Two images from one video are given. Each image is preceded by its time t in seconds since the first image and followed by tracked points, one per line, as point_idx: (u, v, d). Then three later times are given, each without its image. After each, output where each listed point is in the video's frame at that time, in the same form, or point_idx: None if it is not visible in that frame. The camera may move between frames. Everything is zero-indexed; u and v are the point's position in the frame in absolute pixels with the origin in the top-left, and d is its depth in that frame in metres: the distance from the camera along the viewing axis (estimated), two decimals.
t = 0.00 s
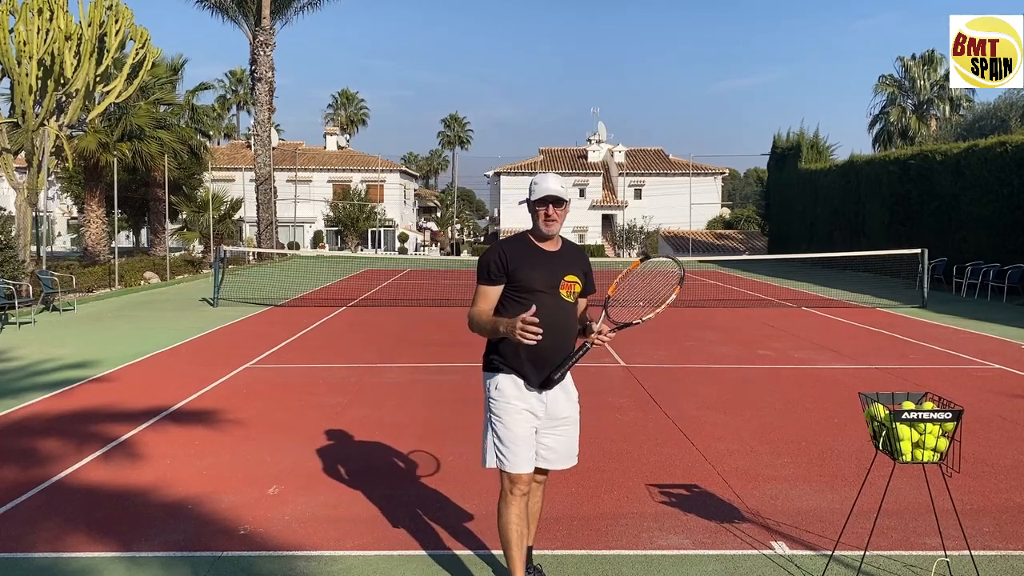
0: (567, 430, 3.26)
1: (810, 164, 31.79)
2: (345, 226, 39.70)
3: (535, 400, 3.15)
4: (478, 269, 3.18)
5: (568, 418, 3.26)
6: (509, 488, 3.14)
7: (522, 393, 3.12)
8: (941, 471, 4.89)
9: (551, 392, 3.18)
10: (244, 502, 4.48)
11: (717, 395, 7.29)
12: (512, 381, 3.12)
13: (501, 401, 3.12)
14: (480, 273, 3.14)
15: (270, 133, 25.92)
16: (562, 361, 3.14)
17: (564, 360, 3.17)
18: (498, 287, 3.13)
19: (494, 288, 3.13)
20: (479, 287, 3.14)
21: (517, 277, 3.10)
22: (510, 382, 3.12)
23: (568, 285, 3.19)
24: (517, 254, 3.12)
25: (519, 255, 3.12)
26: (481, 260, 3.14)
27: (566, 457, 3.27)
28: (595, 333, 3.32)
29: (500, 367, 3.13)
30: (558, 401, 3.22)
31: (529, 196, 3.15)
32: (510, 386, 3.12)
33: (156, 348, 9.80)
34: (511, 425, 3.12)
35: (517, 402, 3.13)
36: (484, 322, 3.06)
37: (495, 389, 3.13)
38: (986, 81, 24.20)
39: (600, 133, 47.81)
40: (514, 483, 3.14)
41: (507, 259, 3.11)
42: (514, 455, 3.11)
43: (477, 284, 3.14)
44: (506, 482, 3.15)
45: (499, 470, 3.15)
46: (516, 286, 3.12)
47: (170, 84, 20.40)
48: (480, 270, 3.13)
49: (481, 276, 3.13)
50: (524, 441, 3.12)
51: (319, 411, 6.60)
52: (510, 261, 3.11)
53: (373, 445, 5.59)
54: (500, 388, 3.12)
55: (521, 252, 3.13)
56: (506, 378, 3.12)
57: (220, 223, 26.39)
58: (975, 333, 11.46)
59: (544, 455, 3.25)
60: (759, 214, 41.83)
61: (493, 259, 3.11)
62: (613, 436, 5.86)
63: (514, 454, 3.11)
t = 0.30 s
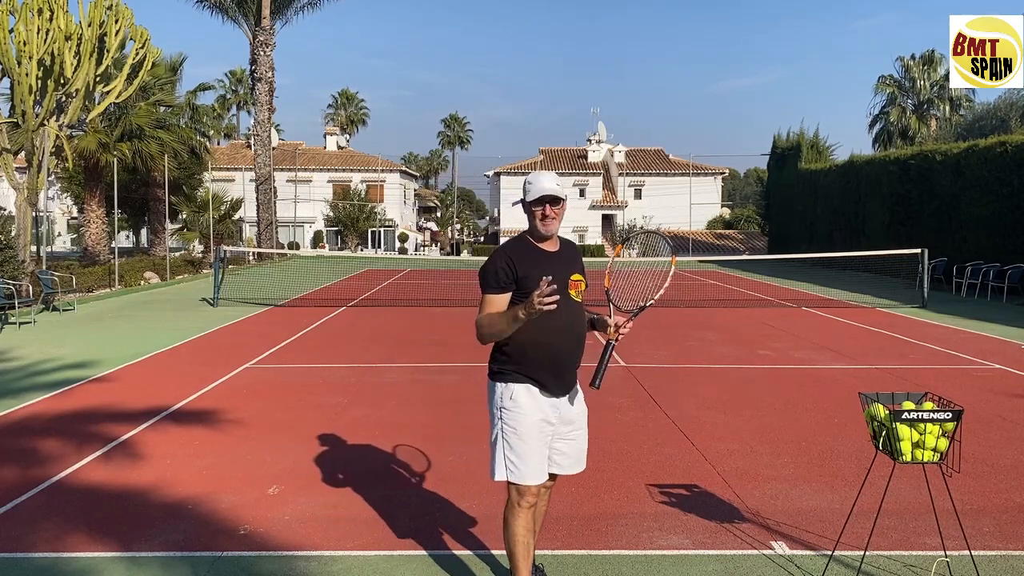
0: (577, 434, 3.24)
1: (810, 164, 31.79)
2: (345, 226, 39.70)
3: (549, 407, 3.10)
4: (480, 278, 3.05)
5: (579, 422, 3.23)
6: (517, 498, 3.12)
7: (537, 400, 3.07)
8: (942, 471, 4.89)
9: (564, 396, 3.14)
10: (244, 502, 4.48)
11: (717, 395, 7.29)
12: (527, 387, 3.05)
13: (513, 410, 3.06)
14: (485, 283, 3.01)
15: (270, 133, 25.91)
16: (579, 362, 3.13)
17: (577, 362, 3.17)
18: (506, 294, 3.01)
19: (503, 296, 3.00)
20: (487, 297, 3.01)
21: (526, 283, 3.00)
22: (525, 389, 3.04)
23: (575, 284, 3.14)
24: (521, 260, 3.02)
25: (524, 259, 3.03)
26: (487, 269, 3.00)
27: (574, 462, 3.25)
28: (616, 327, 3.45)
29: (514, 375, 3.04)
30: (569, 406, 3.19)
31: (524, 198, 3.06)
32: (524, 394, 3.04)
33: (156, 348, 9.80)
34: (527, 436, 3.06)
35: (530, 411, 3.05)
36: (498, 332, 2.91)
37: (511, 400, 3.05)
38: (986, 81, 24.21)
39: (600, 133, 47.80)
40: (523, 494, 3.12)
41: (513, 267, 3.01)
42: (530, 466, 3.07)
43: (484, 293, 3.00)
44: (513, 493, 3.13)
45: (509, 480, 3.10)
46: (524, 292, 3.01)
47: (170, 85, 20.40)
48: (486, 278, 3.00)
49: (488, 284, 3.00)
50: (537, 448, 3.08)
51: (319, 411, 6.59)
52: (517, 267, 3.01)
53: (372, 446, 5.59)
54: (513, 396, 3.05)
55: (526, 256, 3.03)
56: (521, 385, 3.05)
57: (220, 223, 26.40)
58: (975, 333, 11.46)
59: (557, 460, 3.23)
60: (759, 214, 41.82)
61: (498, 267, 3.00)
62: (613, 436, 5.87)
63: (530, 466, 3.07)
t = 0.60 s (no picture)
0: (586, 439, 3.22)
1: (810, 164, 31.79)
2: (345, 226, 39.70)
3: (554, 411, 3.08)
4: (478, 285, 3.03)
5: (588, 427, 3.21)
6: (516, 505, 3.12)
7: (541, 405, 3.06)
8: (941, 471, 4.89)
9: (570, 401, 3.13)
10: (244, 502, 4.48)
11: (716, 395, 7.29)
12: (530, 393, 3.05)
13: (518, 415, 3.04)
14: (484, 290, 2.99)
15: (270, 133, 25.90)
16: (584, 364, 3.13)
17: (581, 365, 3.16)
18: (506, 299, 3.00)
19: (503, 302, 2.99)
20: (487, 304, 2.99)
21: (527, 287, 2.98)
22: (529, 394, 3.04)
23: (575, 284, 3.14)
24: (518, 263, 2.99)
25: (522, 262, 3.00)
26: (486, 274, 2.98)
27: (583, 468, 3.22)
28: (610, 325, 3.42)
29: (516, 380, 3.04)
30: (576, 412, 3.17)
31: (519, 200, 3.03)
32: (528, 399, 3.04)
33: (156, 348, 9.80)
34: (531, 442, 3.05)
35: (534, 416, 3.04)
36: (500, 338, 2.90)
37: (515, 406, 3.04)
38: (986, 81, 24.21)
39: (600, 133, 47.81)
40: (523, 500, 3.11)
41: (512, 270, 2.98)
42: (535, 473, 3.05)
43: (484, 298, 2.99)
44: (513, 500, 3.13)
45: (513, 487, 3.06)
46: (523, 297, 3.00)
47: (170, 85, 20.39)
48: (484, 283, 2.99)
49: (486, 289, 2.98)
50: (542, 453, 3.06)
51: (319, 411, 6.60)
52: (515, 271, 2.98)
53: (372, 446, 5.59)
54: (517, 401, 3.04)
55: (524, 258, 3.01)
56: (525, 391, 3.04)
57: (220, 223, 26.39)
58: (975, 333, 11.46)
59: (568, 465, 3.20)
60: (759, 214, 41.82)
61: (496, 272, 2.98)
62: (613, 436, 5.87)
63: (534, 472, 3.06)
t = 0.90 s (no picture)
0: (591, 446, 3.19)
1: (810, 164, 31.79)
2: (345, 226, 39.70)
3: (554, 418, 3.06)
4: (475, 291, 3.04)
5: (593, 434, 3.17)
6: (516, 509, 3.12)
7: (539, 411, 3.04)
8: (941, 471, 4.89)
9: (571, 407, 3.10)
10: (244, 502, 4.48)
11: (717, 395, 7.29)
12: (528, 400, 3.03)
13: (516, 422, 3.03)
14: (480, 297, 2.99)
15: (270, 133, 25.89)
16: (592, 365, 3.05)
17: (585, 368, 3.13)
18: (503, 306, 3.00)
19: (500, 309, 2.99)
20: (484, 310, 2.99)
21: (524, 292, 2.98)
22: (527, 401, 3.03)
23: (576, 288, 3.13)
24: (516, 269, 3.00)
25: (520, 268, 3.00)
26: (481, 281, 2.98)
27: (589, 474, 3.20)
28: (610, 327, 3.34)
29: (514, 386, 3.03)
30: (580, 418, 3.13)
31: (520, 204, 3.01)
32: (525, 405, 3.03)
33: (156, 348, 9.81)
34: (529, 448, 3.04)
35: (532, 422, 3.03)
36: (498, 347, 2.91)
37: (513, 411, 3.04)
38: (986, 81, 24.21)
39: (600, 133, 47.80)
40: (523, 504, 3.10)
41: (508, 275, 2.98)
42: (532, 478, 3.04)
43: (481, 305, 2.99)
44: (512, 503, 3.13)
45: (511, 493, 3.06)
46: (522, 303, 3.00)
47: (170, 85, 20.38)
48: (481, 290, 2.99)
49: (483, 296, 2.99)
50: (541, 460, 3.05)
51: (319, 411, 6.59)
52: (513, 277, 2.99)
53: (371, 446, 5.59)
54: (515, 407, 3.03)
55: (520, 264, 3.01)
56: (523, 396, 3.03)
57: (220, 223, 26.38)
58: (975, 333, 11.45)
59: (573, 472, 3.19)
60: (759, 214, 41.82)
61: (493, 278, 2.98)
62: (612, 437, 5.86)
63: (533, 478, 3.04)
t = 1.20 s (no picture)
0: (602, 454, 3.09)
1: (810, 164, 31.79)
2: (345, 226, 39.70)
3: (555, 420, 3.03)
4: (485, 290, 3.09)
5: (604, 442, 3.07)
6: (520, 509, 3.13)
7: (539, 413, 3.03)
8: (941, 471, 4.90)
9: (576, 412, 3.03)
10: (244, 502, 4.48)
11: (717, 395, 7.29)
12: (528, 400, 3.03)
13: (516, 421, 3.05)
14: (488, 296, 3.03)
15: (270, 133, 25.89)
16: (592, 373, 2.99)
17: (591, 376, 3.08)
18: (509, 307, 3.02)
19: (506, 308, 3.02)
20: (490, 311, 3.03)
21: (530, 294, 3.00)
22: (526, 401, 3.03)
23: (586, 293, 3.07)
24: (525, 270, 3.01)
25: (530, 269, 3.01)
26: (489, 277, 3.03)
27: (600, 484, 3.10)
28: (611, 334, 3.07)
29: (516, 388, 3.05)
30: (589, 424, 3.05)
31: (534, 203, 3.00)
32: (524, 406, 3.03)
33: (156, 348, 9.81)
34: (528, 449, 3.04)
35: (531, 423, 3.03)
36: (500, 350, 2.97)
37: (513, 411, 3.06)
38: (986, 81, 24.21)
39: (600, 133, 47.79)
40: (525, 505, 3.11)
41: (514, 274, 3.01)
42: (529, 478, 3.04)
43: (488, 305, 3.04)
44: (518, 503, 3.14)
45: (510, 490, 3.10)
46: (528, 304, 3.02)
47: (170, 85, 20.38)
48: (490, 291, 3.03)
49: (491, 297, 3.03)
50: (540, 461, 3.04)
51: (319, 412, 6.58)
52: (520, 277, 3.01)
53: (371, 446, 5.59)
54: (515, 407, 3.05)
55: (528, 264, 3.02)
56: (523, 397, 3.04)
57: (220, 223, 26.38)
58: (975, 333, 11.45)
59: (583, 482, 3.10)
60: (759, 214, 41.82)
61: (501, 277, 3.01)
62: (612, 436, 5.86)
63: (531, 480, 3.04)
